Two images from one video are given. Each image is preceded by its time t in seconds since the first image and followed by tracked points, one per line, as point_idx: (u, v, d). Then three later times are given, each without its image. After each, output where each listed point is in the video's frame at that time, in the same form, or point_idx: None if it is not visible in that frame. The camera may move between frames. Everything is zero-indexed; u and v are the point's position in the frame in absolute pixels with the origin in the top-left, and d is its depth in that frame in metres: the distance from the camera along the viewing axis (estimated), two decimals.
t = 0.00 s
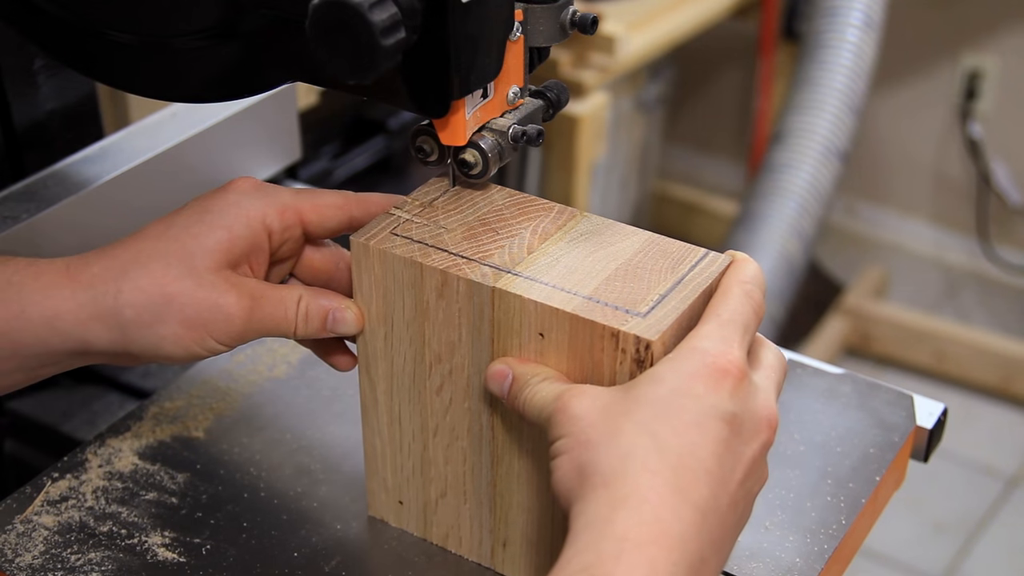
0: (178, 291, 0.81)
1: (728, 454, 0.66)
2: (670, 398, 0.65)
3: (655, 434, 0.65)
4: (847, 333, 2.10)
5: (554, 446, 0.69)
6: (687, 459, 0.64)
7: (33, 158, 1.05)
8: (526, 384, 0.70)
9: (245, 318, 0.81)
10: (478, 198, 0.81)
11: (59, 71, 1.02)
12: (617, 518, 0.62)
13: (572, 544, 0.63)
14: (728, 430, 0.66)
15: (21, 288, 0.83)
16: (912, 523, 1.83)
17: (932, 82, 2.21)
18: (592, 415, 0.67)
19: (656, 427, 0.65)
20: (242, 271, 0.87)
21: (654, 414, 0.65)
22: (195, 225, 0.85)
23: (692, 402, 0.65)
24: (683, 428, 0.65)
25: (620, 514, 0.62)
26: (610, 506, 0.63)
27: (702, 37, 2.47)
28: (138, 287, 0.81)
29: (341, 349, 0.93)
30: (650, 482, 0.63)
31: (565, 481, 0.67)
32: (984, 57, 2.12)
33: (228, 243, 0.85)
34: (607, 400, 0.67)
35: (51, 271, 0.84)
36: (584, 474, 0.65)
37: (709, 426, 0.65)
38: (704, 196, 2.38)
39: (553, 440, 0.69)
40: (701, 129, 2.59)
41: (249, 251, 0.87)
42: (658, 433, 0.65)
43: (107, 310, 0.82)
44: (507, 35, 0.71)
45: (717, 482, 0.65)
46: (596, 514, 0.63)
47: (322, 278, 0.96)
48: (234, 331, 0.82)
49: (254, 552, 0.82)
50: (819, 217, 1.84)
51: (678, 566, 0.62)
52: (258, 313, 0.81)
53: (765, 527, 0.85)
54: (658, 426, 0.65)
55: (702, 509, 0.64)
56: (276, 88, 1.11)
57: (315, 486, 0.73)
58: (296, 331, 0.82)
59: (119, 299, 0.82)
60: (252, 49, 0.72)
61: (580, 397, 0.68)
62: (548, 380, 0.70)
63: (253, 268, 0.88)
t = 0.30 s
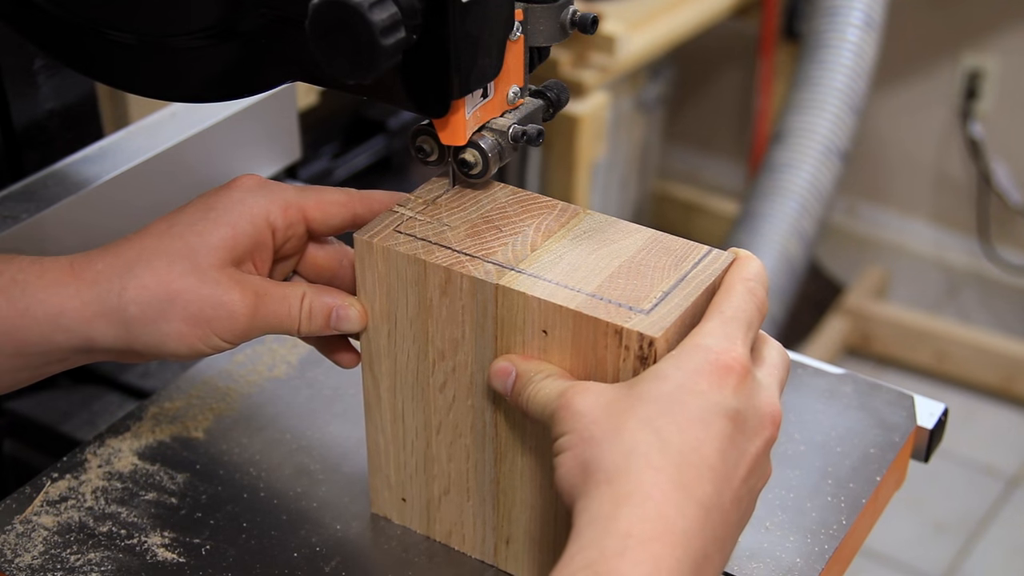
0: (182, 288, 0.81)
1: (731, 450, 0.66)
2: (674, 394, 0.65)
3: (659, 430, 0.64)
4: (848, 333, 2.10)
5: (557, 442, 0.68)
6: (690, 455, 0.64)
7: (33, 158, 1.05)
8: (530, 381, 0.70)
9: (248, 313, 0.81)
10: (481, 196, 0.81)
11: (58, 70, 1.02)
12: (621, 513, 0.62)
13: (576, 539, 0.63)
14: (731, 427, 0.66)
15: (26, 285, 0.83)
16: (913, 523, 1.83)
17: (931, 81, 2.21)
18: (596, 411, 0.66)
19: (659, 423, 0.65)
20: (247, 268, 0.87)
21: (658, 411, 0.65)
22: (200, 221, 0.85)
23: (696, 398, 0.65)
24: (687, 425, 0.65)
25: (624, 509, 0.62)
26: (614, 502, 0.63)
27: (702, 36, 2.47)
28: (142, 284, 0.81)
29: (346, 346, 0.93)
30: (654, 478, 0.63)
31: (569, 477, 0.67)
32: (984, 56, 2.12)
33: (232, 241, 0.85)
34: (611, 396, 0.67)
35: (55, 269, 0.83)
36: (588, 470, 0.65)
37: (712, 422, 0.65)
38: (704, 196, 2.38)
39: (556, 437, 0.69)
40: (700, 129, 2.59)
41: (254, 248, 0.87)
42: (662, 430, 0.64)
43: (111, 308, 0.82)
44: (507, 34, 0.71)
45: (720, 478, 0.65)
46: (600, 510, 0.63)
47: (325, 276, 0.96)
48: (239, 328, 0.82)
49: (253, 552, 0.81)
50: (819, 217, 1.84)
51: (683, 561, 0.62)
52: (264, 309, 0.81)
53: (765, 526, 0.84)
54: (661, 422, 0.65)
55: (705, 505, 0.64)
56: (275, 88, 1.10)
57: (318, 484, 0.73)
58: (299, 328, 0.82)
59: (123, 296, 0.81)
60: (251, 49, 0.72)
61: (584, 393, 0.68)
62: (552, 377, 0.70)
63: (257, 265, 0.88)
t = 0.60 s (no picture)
0: (187, 287, 0.81)
1: (737, 446, 0.66)
2: (678, 390, 0.65)
3: (664, 425, 0.64)
4: (848, 333, 2.10)
5: (562, 438, 0.68)
6: (696, 451, 0.64)
7: (32, 158, 1.05)
8: (535, 377, 0.69)
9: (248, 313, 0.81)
10: (484, 193, 0.80)
11: (58, 70, 1.02)
12: (627, 508, 0.62)
13: (582, 534, 0.63)
14: (736, 422, 0.66)
15: (31, 284, 0.83)
16: (914, 524, 1.83)
17: (932, 81, 2.21)
18: (601, 407, 0.66)
19: (665, 419, 0.64)
20: (251, 267, 0.87)
21: (663, 406, 0.65)
22: (204, 220, 0.85)
23: (700, 393, 0.65)
24: (692, 421, 0.65)
25: (630, 504, 0.62)
26: (620, 497, 0.62)
27: (701, 37, 2.47)
28: (147, 282, 0.81)
29: (349, 344, 0.94)
30: (660, 473, 0.63)
31: (574, 472, 0.67)
32: (985, 56, 2.12)
33: (237, 239, 0.85)
34: (616, 393, 0.67)
35: (59, 267, 0.83)
36: (593, 466, 0.65)
37: (717, 418, 0.65)
38: (704, 196, 2.38)
39: (561, 432, 0.68)
40: (701, 129, 2.59)
41: (258, 246, 0.87)
42: (667, 425, 0.64)
43: (115, 306, 0.82)
44: (507, 34, 0.71)
45: (726, 473, 0.65)
46: (606, 505, 0.63)
47: (329, 274, 0.95)
48: (243, 327, 0.81)
49: (253, 552, 0.81)
50: (820, 216, 1.84)
51: (688, 557, 0.61)
52: (267, 309, 0.81)
53: (765, 527, 0.84)
54: (667, 417, 0.64)
55: (710, 500, 0.63)
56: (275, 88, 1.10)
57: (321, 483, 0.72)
58: (303, 325, 0.82)
59: (128, 294, 0.81)
60: (251, 49, 0.72)
61: (590, 389, 0.68)
62: (557, 373, 0.70)
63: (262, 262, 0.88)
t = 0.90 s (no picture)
0: (191, 284, 0.81)
1: (739, 443, 0.66)
2: (681, 386, 0.65)
3: (667, 422, 0.64)
4: (849, 333, 2.09)
5: (565, 434, 0.68)
6: (699, 447, 0.64)
7: (31, 158, 1.05)
8: (538, 373, 0.69)
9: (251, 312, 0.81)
10: (487, 191, 0.80)
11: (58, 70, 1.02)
12: (630, 505, 0.62)
13: (585, 530, 0.63)
14: (739, 419, 0.66)
15: (35, 282, 0.83)
16: (915, 524, 1.83)
17: (932, 81, 2.21)
18: (604, 403, 0.66)
19: (668, 415, 0.64)
20: (254, 264, 0.87)
21: (666, 403, 0.65)
22: (208, 218, 0.85)
23: (704, 390, 0.65)
24: (694, 417, 0.65)
25: (633, 500, 0.62)
26: (623, 493, 0.62)
27: (701, 36, 2.47)
28: (151, 280, 0.81)
29: (353, 340, 0.94)
30: (662, 469, 0.63)
31: (577, 468, 0.67)
32: (985, 56, 2.12)
33: (241, 236, 0.84)
34: (619, 390, 0.67)
35: (64, 265, 0.83)
36: (596, 462, 0.65)
37: (720, 415, 0.65)
38: (704, 196, 2.38)
39: (564, 429, 0.68)
40: (701, 129, 2.59)
41: (262, 244, 0.87)
42: (670, 421, 0.64)
43: (120, 304, 0.82)
44: (507, 34, 0.71)
45: (729, 470, 0.65)
46: (609, 501, 0.63)
47: (332, 271, 0.95)
48: (248, 324, 0.81)
49: (252, 553, 0.81)
50: (820, 216, 1.84)
51: (691, 552, 0.61)
52: (271, 306, 0.81)
53: (766, 527, 0.84)
54: (669, 414, 0.64)
55: (713, 497, 0.63)
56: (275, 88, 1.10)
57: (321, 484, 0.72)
58: (307, 323, 0.81)
59: (132, 292, 0.81)
60: (251, 49, 0.72)
61: (593, 385, 0.68)
62: (560, 370, 0.70)
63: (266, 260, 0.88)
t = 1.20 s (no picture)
0: (196, 281, 0.81)
1: (743, 438, 0.66)
2: (684, 382, 0.65)
3: (671, 417, 0.64)
4: (849, 333, 2.09)
5: (569, 430, 0.68)
6: (703, 443, 0.64)
7: (30, 157, 1.05)
8: (542, 369, 0.69)
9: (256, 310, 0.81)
10: (490, 188, 0.80)
11: (57, 69, 1.02)
12: (634, 500, 0.62)
13: (589, 525, 0.62)
14: (743, 415, 0.66)
15: (39, 278, 0.83)
16: (915, 524, 1.83)
17: (933, 81, 2.20)
18: (608, 399, 0.66)
19: (672, 410, 0.64)
20: (260, 261, 0.86)
21: (669, 399, 0.64)
22: (212, 214, 0.84)
23: (708, 386, 0.65)
24: (698, 413, 0.64)
25: (637, 495, 0.62)
26: (627, 488, 0.62)
27: (701, 36, 2.47)
28: (156, 276, 0.81)
29: (357, 337, 0.93)
30: (667, 464, 0.63)
31: (581, 464, 0.67)
32: (986, 55, 2.12)
33: (246, 233, 0.84)
34: (623, 386, 0.67)
35: (67, 262, 0.83)
36: (600, 457, 0.65)
37: (724, 410, 0.65)
38: (704, 196, 2.38)
39: (568, 425, 0.68)
40: (700, 128, 2.59)
41: (267, 241, 0.86)
42: (674, 417, 0.64)
43: (126, 300, 0.82)
44: (507, 33, 0.70)
45: (732, 466, 0.64)
46: (614, 496, 0.62)
47: (337, 268, 0.95)
48: (252, 321, 0.81)
49: (252, 553, 0.81)
50: (821, 216, 1.83)
51: (696, 548, 0.61)
52: (276, 303, 0.81)
53: (766, 527, 0.84)
54: (673, 409, 0.64)
55: (717, 493, 0.63)
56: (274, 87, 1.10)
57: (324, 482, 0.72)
58: (312, 320, 0.82)
59: (138, 289, 0.81)
60: (251, 49, 0.72)
61: (596, 381, 0.67)
62: (564, 366, 0.70)
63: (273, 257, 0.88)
